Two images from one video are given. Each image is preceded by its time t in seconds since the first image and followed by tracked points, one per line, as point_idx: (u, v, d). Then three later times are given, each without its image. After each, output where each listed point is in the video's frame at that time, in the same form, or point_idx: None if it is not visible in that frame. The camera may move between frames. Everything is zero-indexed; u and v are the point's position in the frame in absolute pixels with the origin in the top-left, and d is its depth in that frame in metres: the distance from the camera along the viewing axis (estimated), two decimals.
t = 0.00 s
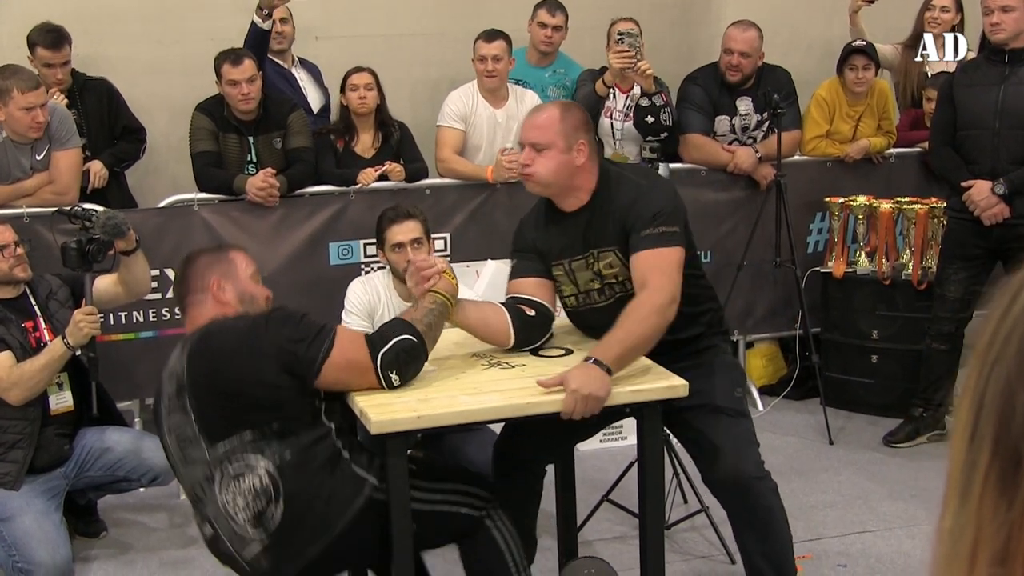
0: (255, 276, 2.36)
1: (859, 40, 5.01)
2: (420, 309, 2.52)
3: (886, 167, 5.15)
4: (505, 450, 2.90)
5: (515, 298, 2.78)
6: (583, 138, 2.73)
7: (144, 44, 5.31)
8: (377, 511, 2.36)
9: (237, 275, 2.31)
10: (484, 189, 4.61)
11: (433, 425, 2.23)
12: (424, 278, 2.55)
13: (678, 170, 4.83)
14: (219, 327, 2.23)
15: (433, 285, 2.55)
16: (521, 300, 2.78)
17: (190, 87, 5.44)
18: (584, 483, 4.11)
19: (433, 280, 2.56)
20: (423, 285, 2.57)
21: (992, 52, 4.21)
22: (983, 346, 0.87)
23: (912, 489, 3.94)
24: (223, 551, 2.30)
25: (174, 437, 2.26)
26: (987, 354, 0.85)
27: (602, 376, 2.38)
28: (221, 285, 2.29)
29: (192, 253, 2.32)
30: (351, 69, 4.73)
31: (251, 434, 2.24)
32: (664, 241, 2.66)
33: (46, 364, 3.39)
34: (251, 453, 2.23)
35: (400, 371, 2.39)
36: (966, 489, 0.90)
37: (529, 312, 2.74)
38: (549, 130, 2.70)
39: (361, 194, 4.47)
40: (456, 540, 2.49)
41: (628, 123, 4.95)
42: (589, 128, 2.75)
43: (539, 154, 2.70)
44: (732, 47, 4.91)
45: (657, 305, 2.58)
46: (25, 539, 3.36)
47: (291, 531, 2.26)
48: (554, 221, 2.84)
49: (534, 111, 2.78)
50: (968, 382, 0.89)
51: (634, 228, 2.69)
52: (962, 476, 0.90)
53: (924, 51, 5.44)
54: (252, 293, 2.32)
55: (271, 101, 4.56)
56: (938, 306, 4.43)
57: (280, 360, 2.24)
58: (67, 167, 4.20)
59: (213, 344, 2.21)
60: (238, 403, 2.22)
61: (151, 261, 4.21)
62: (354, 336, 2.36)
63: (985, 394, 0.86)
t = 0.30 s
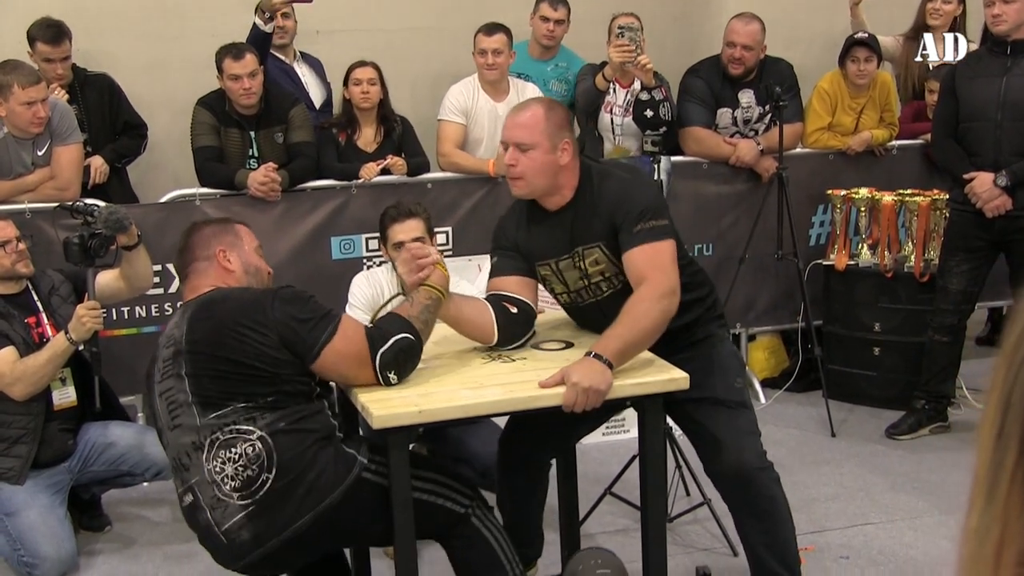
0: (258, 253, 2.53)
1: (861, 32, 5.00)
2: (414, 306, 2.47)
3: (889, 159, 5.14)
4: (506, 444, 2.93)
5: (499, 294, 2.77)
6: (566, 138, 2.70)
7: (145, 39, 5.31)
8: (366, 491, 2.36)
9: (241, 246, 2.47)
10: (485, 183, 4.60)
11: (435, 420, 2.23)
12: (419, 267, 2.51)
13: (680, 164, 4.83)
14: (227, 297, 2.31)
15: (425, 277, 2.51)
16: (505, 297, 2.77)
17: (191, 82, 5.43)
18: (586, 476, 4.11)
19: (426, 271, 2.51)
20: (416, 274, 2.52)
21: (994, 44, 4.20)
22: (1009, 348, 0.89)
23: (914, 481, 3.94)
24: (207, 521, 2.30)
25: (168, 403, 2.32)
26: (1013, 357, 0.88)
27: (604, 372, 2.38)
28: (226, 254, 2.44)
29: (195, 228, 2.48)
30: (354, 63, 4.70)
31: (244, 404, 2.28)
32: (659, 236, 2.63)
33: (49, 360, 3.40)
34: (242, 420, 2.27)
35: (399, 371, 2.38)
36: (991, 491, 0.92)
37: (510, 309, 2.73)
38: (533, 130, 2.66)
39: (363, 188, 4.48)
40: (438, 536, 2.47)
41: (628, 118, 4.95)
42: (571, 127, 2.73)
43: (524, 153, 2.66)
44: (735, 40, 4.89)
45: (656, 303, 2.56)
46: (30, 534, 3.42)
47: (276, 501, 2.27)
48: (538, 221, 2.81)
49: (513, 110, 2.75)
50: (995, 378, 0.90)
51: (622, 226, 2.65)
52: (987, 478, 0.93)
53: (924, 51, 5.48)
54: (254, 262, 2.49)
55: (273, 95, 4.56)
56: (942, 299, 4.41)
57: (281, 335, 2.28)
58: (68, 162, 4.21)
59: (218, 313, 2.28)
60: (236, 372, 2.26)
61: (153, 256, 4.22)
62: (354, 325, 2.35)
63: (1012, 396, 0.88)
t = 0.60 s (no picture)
0: (251, 247, 2.51)
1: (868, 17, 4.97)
2: (408, 291, 2.47)
3: (895, 145, 5.12)
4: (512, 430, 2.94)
5: (486, 282, 2.76)
6: (560, 128, 2.68)
7: (150, 26, 5.30)
8: (368, 488, 2.36)
9: (234, 242, 2.46)
10: (490, 169, 4.61)
11: (439, 406, 2.24)
12: (412, 248, 2.51)
13: (685, 150, 4.84)
14: (221, 300, 2.29)
15: (417, 260, 2.51)
16: (493, 286, 2.75)
17: (196, 69, 5.43)
18: (592, 462, 4.13)
19: (419, 254, 2.51)
20: (408, 256, 2.51)
21: (1003, 28, 4.19)
22: None
23: (920, 467, 3.95)
24: (211, 526, 2.33)
25: (167, 410, 2.33)
26: None
27: (607, 357, 2.38)
28: (218, 252, 2.43)
29: (186, 225, 2.47)
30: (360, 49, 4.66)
31: (243, 410, 2.29)
32: (659, 220, 2.64)
33: (57, 346, 3.42)
34: (242, 426, 2.28)
35: (400, 358, 2.38)
36: None
37: (498, 297, 2.71)
38: (525, 123, 2.64)
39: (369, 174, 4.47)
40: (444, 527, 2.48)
41: (632, 98, 4.95)
42: (564, 118, 2.71)
43: (518, 146, 2.64)
44: (740, 27, 4.88)
45: (661, 287, 2.55)
46: (39, 519, 3.45)
47: (277, 504, 2.29)
48: (533, 212, 2.80)
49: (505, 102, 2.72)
50: None
51: (622, 214, 2.65)
52: None
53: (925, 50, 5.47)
54: (246, 260, 2.47)
55: (279, 82, 4.56)
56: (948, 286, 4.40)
57: (276, 338, 2.28)
58: (75, 149, 4.21)
59: (213, 318, 2.28)
60: (233, 378, 2.27)
61: (160, 243, 4.23)
62: (352, 317, 2.35)
63: None
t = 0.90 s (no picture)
0: (243, 237, 2.50)
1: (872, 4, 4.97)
2: (403, 277, 2.46)
3: (899, 133, 5.12)
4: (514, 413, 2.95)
5: (474, 269, 2.75)
6: (556, 119, 2.63)
7: (152, 9, 5.28)
8: (375, 480, 2.37)
9: (227, 232, 2.44)
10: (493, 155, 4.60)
11: (439, 393, 2.24)
12: (403, 231, 2.51)
13: (687, 137, 4.84)
14: (216, 301, 2.27)
15: (408, 245, 2.50)
16: (482, 274, 2.74)
17: (199, 52, 5.41)
18: (594, 447, 4.15)
19: (410, 238, 2.50)
20: (400, 240, 2.51)
21: (1006, 16, 4.18)
22: None
23: (920, 454, 3.96)
24: (222, 524, 2.36)
25: (171, 414, 2.33)
26: None
27: (607, 342, 2.38)
28: (209, 243, 2.41)
29: (180, 211, 2.46)
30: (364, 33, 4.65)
31: (246, 412, 2.29)
32: (659, 208, 2.60)
33: (58, 329, 3.42)
34: (245, 429, 2.29)
35: (400, 346, 2.40)
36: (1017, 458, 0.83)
37: (487, 287, 2.70)
38: (521, 114, 2.59)
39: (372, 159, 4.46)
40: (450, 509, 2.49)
41: (637, 84, 4.91)
42: (561, 108, 2.65)
43: (514, 138, 2.59)
44: (743, 13, 4.87)
45: (664, 274, 2.54)
46: (41, 501, 3.46)
47: (285, 503, 2.30)
48: (529, 202, 2.74)
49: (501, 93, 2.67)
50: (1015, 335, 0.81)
51: (621, 204, 2.61)
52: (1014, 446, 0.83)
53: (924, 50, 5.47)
54: (240, 249, 2.45)
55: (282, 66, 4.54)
56: (950, 273, 4.41)
57: (274, 339, 2.27)
58: (77, 132, 4.20)
59: (209, 320, 2.26)
60: (233, 382, 2.26)
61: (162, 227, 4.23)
62: (350, 307, 2.36)
63: None
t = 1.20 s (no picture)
0: (226, 232, 2.48)
1: None
2: (394, 265, 2.45)
3: (899, 116, 5.12)
4: (517, 399, 2.95)
5: (463, 255, 2.74)
6: (546, 108, 2.59)
7: None
8: (376, 468, 2.40)
9: (210, 229, 2.43)
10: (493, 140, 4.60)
11: (432, 378, 2.25)
12: (393, 216, 2.48)
13: (689, 122, 4.84)
14: (207, 300, 2.27)
15: (399, 231, 2.48)
16: (470, 260, 2.73)
17: (200, 38, 5.40)
18: (596, 432, 4.16)
19: (400, 223, 2.48)
20: (390, 225, 2.48)
21: None
22: None
23: (922, 437, 3.97)
24: (224, 522, 2.37)
25: (167, 416, 2.33)
26: None
27: (599, 323, 2.39)
28: (194, 240, 2.40)
29: (164, 207, 2.45)
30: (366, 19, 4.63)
31: (244, 410, 2.30)
32: (653, 192, 2.58)
33: (61, 316, 3.42)
34: (245, 427, 2.30)
35: (393, 335, 2.38)
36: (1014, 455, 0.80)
37: (475, 273, 2.69)
38: (511, 104, 2.56)
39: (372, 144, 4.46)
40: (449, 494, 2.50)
41: (637, 68, 4.89)
42: (552, 96, 2.62)
43: (504, 128, 2.56)
44: None
45: (659, 258, 2.53)
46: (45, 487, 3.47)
47: (289, 498, 2.33)
48: (521, 190, 2.72)
49: (490, 81, 2.63)
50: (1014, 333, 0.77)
51: (615, 189, 2.58)
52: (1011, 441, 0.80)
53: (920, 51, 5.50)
54: (223, 245, 2.44)
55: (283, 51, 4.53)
56: (952, 257, 4.41)
57: (271, 336, 2.28)
58: (79, 119, 4.20)
59: (202, 319, 2.26)
60: (230, 381, 2.27)
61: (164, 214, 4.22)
62: (340, 298, 2.34)
63: None
